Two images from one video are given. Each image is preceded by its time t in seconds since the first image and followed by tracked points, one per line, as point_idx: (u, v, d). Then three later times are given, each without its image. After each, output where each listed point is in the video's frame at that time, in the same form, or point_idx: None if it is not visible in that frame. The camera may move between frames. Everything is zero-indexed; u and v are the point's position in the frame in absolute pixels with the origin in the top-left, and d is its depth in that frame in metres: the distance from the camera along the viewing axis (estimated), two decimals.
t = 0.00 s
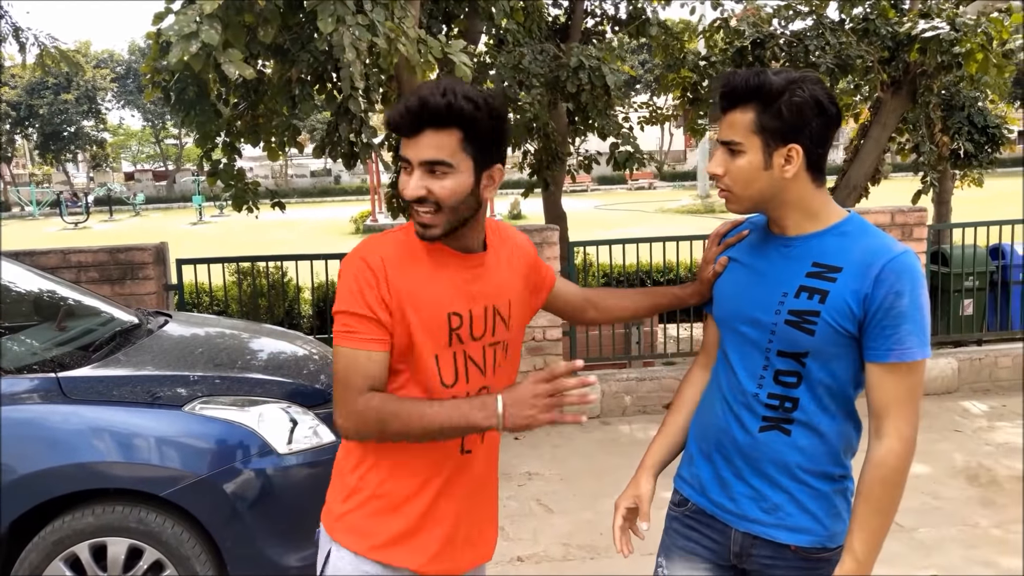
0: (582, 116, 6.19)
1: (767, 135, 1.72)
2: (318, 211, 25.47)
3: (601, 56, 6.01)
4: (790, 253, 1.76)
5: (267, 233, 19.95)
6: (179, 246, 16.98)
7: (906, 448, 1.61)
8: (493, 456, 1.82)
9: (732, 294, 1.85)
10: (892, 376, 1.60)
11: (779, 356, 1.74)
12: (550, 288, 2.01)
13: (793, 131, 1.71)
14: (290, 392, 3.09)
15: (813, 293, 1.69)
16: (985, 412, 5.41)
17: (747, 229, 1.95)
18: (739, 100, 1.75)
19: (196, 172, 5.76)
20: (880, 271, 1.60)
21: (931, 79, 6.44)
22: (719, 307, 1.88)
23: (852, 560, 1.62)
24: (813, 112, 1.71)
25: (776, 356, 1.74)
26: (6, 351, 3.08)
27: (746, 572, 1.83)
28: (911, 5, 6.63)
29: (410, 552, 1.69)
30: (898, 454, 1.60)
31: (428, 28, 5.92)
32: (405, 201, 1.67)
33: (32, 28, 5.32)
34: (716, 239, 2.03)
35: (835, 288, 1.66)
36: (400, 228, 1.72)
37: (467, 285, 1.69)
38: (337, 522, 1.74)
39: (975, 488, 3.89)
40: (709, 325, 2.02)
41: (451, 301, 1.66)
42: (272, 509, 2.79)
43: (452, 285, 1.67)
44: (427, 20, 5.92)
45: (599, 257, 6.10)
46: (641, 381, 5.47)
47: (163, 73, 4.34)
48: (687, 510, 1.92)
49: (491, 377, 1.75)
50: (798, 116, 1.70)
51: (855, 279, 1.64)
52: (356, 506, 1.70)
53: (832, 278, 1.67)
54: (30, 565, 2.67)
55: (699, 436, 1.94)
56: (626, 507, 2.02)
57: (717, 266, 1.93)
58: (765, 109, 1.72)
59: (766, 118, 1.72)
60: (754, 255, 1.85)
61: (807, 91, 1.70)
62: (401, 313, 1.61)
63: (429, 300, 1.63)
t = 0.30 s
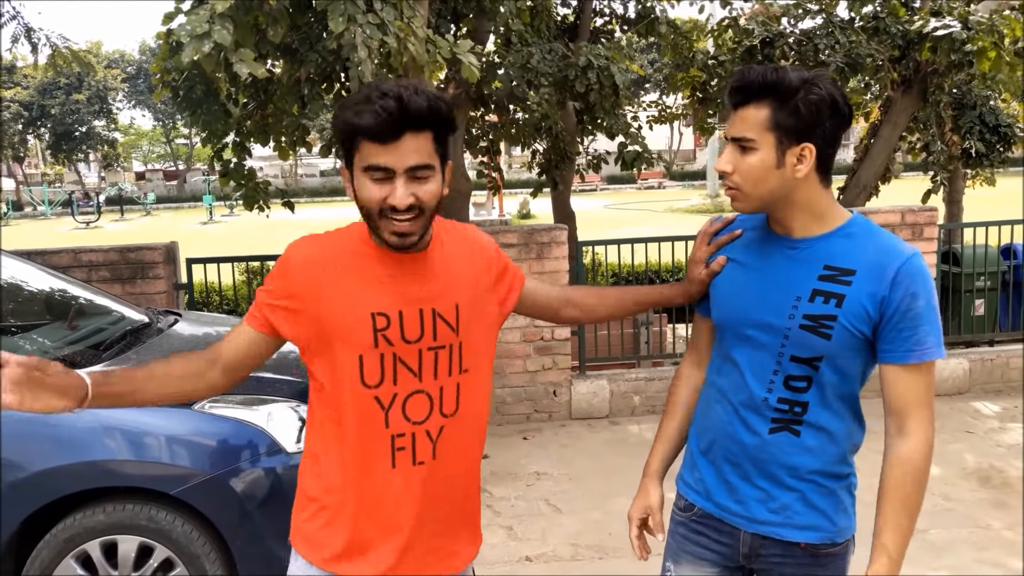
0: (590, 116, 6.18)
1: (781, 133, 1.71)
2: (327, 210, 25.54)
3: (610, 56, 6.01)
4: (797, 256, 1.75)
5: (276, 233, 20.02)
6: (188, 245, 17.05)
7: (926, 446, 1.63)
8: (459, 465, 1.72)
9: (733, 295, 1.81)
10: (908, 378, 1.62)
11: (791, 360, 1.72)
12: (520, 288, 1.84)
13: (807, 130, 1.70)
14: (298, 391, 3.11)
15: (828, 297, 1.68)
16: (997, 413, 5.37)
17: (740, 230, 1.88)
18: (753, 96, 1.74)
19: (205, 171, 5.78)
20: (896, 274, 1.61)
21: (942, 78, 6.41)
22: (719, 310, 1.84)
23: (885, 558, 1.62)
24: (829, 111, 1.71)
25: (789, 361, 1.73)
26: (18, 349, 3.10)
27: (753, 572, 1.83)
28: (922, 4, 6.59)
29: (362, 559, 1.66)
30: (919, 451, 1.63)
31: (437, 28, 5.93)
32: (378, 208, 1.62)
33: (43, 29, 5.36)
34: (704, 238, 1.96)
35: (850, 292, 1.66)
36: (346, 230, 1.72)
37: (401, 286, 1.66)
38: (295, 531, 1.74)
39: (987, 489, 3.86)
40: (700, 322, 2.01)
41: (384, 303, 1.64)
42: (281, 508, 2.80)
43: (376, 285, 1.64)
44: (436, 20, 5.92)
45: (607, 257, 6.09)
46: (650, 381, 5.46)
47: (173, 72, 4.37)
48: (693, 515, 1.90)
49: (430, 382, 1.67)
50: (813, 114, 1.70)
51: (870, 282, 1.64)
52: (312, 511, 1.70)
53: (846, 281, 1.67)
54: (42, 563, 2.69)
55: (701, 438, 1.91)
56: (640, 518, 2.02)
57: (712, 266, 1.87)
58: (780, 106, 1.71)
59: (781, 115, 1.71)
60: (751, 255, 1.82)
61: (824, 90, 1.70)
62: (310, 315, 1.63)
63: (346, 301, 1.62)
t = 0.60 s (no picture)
0: (595, 121, 6.17)
1: (754, 139, 1.71)
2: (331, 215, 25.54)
3: (615, 61, 6.01)
4: (772, 262, 1.74)
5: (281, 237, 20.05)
6: (193, 249, 17.08)
7: (919, 437, 1.69)
8: (417, 467, 1.78)
9: (712, 306, 1.79)
10: (895, 375, 1.69)
11: (774, 367, 1.73)
12: (453, 280, 1.94)
13: (780, 136, 1.71)
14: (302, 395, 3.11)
15: (808, 302, 1.70)
16: (1003, 419, 5.36)
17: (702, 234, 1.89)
18: (726, 101, 1.74)
19: (210, 176, 5.79)
20: (874, 276, 1.66)
21: (948, 83, 6.40)
22: (699, 322, 1.81)
23: (910, 546, 1.68)
24: (802, 117, 1.72)
25: (772, 367, 1.73)
26: (24, 353, 3.11)
27: None
28: (928, 8, 6.57)
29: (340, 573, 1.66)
30: (916, 441, 1.69)
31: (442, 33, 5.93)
32: (407, 198, 1.64)
33: (50, 35, 5.38)
34: (670, 240, 1.95)
35: (831, 296, 1.68)
36: (282, 247, 1.68)
37: (357, 301, 1.66)
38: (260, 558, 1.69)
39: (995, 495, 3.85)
40: (667, 326, 1.99)
41: (345, 318, 1.64)
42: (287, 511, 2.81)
43: (335, 302, 1.63)
44: (440, 24, 5.93)
45: (612, 261, 6.09)
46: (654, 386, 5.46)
47: (179, 77, 4.39)
48: (684, 527, 1.87)
49: (391, 392, 1.70)
50: (787, 120, 1.71)
51: (848, 285, 1.67)
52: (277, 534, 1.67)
53: (824, 285, 1.69)
54: (48, 565, 2.70)
55: (684, 448, 1.89)
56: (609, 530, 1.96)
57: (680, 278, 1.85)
58: (754, 112, 1.71)
59: (754, 121, 1.71)
60: (721, 263, 1.81)
61: (797, 96, 1.71)
62: (270, 338, 1.59)
63: (309, 320, 1.60)
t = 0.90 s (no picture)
0: (588, 122, 6.17)
1: (720, 143, 1.72)
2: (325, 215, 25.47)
3: (609, 62, 6.02)
4: (744, 263, 1.75)
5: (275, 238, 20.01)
6: (187, 251, 17.04)
7: (884, 433, 1.69)
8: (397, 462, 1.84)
9: (688, 310, 1.81)
10: (864, 372, 1.68)
11: (749, 368, 1.73)
12: (427, 281, 2.02)
13: (745, 140, 1.72)
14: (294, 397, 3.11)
15: (779, 303, 1.70)
16: (994, 419, 5.38)
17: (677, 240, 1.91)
18: (691, 106, 1.76)
19: (204, 177, 5.78)
20: (843, 274, 1.66)
21: (940, 85, 6.43)
22: (676, 325, 1.83)
23: (859, 540, 1.68)
24: (765, 120, 1.72)
25: (746, 368, 1.74)
26: (15, 355, 3.09)
27: None
28: (920, 10, 6.59)
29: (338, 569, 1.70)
30: (880, 437, 1.68)
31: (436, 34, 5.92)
32: (396, 199, 1.66)
33: (42, 35, 5.36)
34: (646, 250, 2.00)
35: (805, 294, 1.68)
36: (263, 252, 1.66)
37: (350, 300, 1.68)
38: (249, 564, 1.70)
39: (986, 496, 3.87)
40: (646, 332, 2.02)
41: (340, 318, 1.65)
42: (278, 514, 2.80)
43: (335, 304, 1.65)
44: (434, 26, 5.94)
45: (605, 263, 6.09)
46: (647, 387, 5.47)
47: (172, 78, 4.38)
48: (663, 527, 1.88)
49: (376, 389, 1.74)
50: (751, 124, 1.71)
51: (819, 285, 1.68)
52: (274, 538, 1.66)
53: (794, 286, 1.70)
54: (37, 569, 2.68)
55: (663, 450, 1.90)
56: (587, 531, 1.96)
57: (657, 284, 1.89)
58: (718, 116, 1.73)
59: (719, 125, 1.72)
60: (695, 265, 1.83)
61: (760, 100, 1.72)
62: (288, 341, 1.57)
63: (315, 321, 1.60)
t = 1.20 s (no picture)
0: (582, 117, 6.16)
1: (702, 139, 1.73)
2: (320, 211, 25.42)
3: (602, 58, 6.01)
4: (731, 258, 1.77)
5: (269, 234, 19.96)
6: (181, 246, 16.99)
7: (868, 427, 1.68)
8: (411, 454, 1.87)
9: (678, 305, 1.82)
10: (847, 365, 1.68)
11: (736, 361, 1.75)
12: (434, 278, 2.07)
13: (727, 136, 1.72)
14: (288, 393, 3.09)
15: (764, 296, 1.71)
16: (986, 413, 5.41)
17: (666, 236, 1.93)
18: (674, 103, 1.76)
19: (197, 173, 5.76)
20: (827, 267, 1.66)
21: (933, 80, 6.44)
22: (665, 319, 1.84)
23: (830, 534, 1.66)
24: (747, 116, 1.72)
25: (733, 362, 1.75)
26: (7, 351, 3.09)
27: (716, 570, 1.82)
28: (914, 6, 6.59)
29: (365, 558, 1.71)
30: (864, 431, 1.68)
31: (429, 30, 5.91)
32: (425, 198, 1.71)
33: (34, 30, 5.33)
34: (636, 247, 2.02)
35: (790, 287, 1.69)
36: (287, 242, 1.69)
37: (372, 290, 1.73)
38: (274, 555, 1.71)
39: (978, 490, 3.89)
40: (640, 327, 2.02)
41: (368, 307, 1.70)
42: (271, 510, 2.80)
43: (362, 291, 1.70)
44: (427, 22, 5.93)
45: (600, 258, 6.09)
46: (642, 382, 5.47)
47: (165, 73, 4.37)
48: (652, 517, 1.89)
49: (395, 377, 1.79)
50: (732, 120, 1.72)
51: (803, 278, 1.68)
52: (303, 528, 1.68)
53: (778, 280, 1.70)
54: (30, 565, 2.69)
55: (655, 442, 1.91)
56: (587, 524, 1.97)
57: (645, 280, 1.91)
58: (700, 113, 1.73)
59: (701, 122, 1.73)
60: (683, 261, 1.84)
61: (741, 96, 1.72)
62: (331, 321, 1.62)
63: (350, 304, 1.66)
